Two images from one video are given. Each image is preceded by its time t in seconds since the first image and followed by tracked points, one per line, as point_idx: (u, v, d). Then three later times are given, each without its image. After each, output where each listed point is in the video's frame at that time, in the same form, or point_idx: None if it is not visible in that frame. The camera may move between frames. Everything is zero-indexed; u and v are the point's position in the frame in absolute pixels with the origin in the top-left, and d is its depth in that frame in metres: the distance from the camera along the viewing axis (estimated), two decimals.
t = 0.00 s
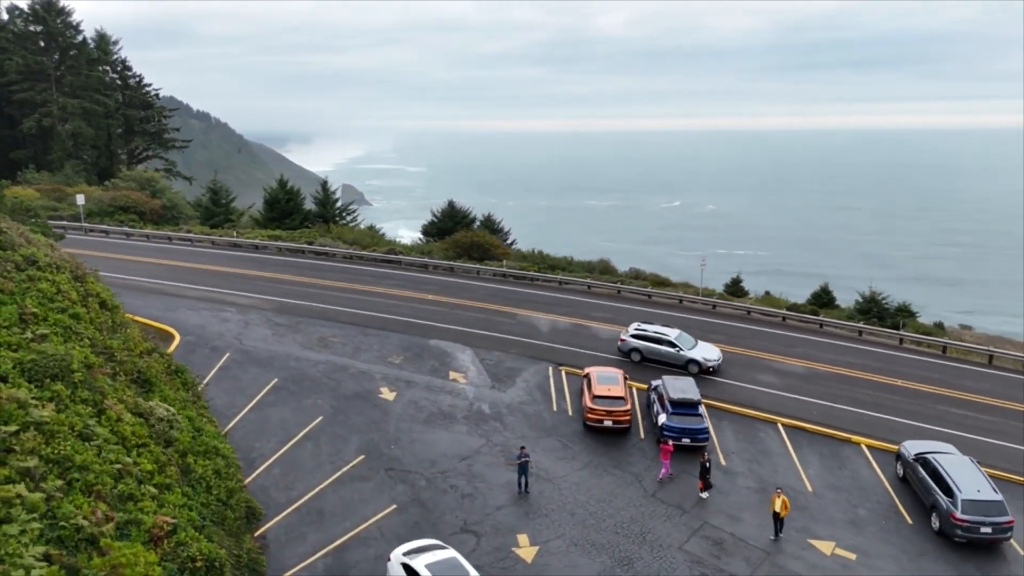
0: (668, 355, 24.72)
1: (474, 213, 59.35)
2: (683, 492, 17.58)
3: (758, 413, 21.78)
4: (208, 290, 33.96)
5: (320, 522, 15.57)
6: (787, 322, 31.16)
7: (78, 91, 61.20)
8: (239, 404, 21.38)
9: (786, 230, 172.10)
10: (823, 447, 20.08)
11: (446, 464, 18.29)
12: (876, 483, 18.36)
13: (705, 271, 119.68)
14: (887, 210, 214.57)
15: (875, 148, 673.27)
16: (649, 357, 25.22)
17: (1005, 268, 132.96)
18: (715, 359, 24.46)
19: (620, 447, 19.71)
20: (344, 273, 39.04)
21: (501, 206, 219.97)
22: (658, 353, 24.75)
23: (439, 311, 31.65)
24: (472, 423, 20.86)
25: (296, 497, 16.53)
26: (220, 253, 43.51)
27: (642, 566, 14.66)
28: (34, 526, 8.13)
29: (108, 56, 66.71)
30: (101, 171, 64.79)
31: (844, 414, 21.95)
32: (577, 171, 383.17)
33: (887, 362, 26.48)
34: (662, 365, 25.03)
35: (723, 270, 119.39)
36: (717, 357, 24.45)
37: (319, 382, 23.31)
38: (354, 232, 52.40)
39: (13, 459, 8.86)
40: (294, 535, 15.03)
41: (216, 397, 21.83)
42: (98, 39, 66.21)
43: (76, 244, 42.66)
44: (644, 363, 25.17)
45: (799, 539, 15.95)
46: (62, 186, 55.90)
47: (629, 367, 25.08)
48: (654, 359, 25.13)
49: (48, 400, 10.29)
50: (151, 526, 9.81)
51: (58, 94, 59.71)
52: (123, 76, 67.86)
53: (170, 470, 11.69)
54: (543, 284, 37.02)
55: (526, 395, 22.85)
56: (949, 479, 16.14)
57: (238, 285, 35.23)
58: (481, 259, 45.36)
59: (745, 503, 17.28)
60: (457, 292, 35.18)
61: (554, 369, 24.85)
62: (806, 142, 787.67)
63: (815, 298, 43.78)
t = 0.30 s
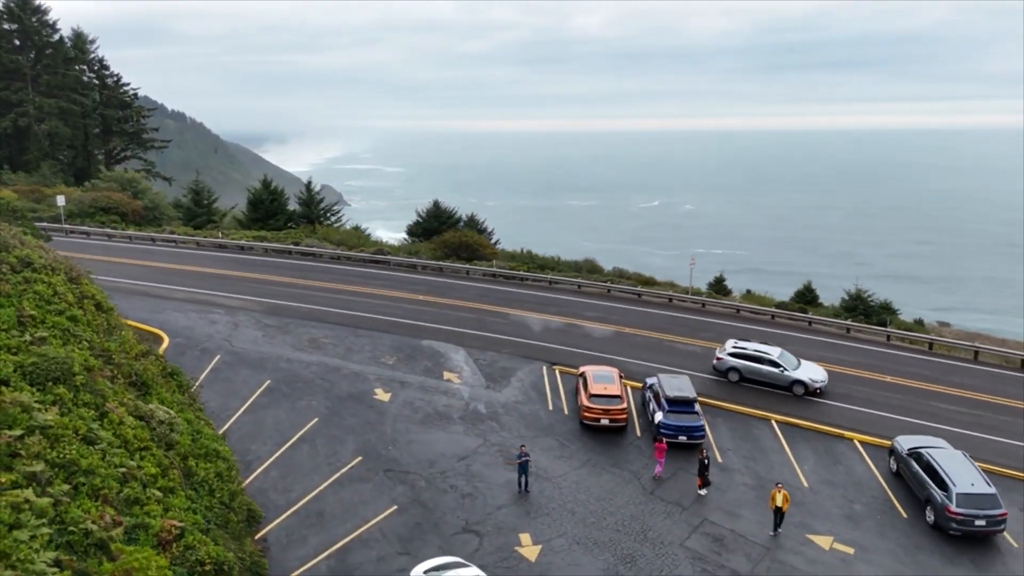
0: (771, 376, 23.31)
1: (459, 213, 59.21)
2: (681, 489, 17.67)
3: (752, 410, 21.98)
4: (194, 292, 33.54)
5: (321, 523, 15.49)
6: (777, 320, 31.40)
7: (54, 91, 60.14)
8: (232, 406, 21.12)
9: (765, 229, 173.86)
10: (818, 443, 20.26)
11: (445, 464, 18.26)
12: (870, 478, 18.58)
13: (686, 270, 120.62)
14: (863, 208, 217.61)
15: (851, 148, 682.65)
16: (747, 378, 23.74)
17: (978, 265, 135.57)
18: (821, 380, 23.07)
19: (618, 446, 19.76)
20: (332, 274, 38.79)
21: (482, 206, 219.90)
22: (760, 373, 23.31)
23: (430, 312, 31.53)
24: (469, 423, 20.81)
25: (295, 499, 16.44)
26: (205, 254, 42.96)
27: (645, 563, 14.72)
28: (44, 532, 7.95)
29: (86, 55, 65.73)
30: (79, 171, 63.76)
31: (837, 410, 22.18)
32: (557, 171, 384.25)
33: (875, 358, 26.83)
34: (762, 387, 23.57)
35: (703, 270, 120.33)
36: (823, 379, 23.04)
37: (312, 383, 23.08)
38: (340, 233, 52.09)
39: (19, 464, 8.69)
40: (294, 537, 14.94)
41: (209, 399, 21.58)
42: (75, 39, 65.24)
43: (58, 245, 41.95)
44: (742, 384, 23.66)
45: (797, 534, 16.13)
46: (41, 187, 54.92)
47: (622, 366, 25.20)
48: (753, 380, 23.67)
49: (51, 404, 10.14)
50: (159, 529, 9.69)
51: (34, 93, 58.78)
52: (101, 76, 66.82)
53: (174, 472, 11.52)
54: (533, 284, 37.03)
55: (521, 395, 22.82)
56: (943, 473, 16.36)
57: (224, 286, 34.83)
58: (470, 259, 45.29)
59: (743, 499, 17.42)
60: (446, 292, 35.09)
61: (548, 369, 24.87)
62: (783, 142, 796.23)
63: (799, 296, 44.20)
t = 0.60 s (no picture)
0: (884, 399, 22.00)
1: (444, 213, 59.01)
2: (677, 487, 17.77)
3: (744, 407, 22.17)
4: (180, 294, 33.11)
5: (319, 526, 15.41)
6: (764, 318, 31.69)
7: (30, 91, 59.23)
8: (224, 409, 20.87)
9: (744, 228, 175.47)
10: (810, 440, 20.46)
11: (441, 464, 18.21)
12: (862, 472, 18.78)
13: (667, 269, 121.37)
14: (839, 208, 220.40)
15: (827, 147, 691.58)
16: (857, 401, 22.45)
17: (952, 262, 137.96)
18: (940, 403, 21.70)
19: (613, 444, 19.80)
20: (319, 275, 38.46)
21: (463, 206, 219.70)
22: (873, 396, 22.01)
23: (420, 312, 31.39)
24: (464, 423, 20.75)
25: (292, 502, 16.33)
26: (189, 256, 42.40)
27: (644, 561, 14.80)
28: (50, 537, 7.79)
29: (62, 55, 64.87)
30: (56, 173, 62.73)
31: (829, 407, 22.42)
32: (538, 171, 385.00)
33: (863, 356, 27.15)
34: (874, 409, 22.29)
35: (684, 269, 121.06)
36: (943, 401, 21.69)
37: (304, 385, 22.87)
38: (325, 233, 51.73)
39: (21, 468, 8.54)
40: (293, 540, 14.85)
41: (200, 401, 21.30)
42: (51, 38, 64.39)
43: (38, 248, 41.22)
44: (852, 408, 22.34)
45: (794, 530, 16.28)
46: (17, 189, 53.96)
47: (614, 365, 25.29)
48: (863, 403, 22.39)
49: (50, 408, 9.97)
50: (162, 534, 9.55)
51: (9, 93, 57.87)
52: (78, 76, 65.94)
53: (174, 476, 11.36)
54: (522, 283, 37.02)
55: (515, 395, 22.78)
56: (935, 467, 16.58)
57: (210, 288, 34.42)
58: (458, 260, 45.22)
59: (739, 496, 17.55)
60: (435, 292, 34.94)
61: (540, 368, 24.87)
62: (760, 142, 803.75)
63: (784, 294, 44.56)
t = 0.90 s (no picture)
0: (1008, 422, 20.80)
1: (427, 213, 58.74)
2: (668, 484, 17.88)
3: (732, 404, 22.35)
4: (162, 296, 32.71)
5: (311, 528, 15.35)
6: (749, 316, 31.94)
7: (4, 90, 58.25)
8: (210, 412, 20.59)
9: (724, 228, 176.96)
10: (797, 436, 20.68)
11: (432, 465, 18.16)
12: (850, 469, 19.00)
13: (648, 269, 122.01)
14: (816, 207, 223.06)
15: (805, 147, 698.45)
16: (977, 424, 21.20)
17: (927, 260, 140.19)
18: None
19: (603, 443, 19.83)
20: (302, 275, 38.09)
21: (443, 207, 219.18)
22: (997, 419, 20.78)
23: (406, 313, 31.21)
24: (453, 423, 20.67)
25: (282, 504, 16.21)
26: (170, 257, 41.82)
27: (637, 559, 14.91)
28: (45, 543, 7.63)
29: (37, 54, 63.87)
30: (30, 174, 61.65)
31: (815, 404, 22.69)
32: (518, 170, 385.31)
33: (847, 353, 27.48)
34: (996, 433, 21.08)
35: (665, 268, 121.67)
36: None
37: (291, 386, 22.61)
38: (307, 234, 51.30)
39: (14, 474, 8.39)
40: (285, 543, 14.77)
41: (186, 404, 21.03)
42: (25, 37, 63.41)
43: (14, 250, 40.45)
44: (973, 431, 21.09)
45: (784, 525, 16.45)
46: None
47: (602, 364, 25.37)
48: (984, 426, 21.16)
49: (40, 411, 9.82)
50: (158, 537, 9.41)
51: None
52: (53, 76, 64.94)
53: (166, 480, 11.18)
54: (508, 283, 36.98)
55: (504, 395, 22.73)
56: (921, 462, 16.83)
57: (193, 290, 34.00)
58: (443, 260, 45.14)
59: (729, 492, 17.69)
60: (421, 293, 34.79)
61: (529, 368, 24.85)
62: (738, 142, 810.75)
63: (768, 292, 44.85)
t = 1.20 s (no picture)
0: None
1: (408, 214, 58.51)
2: (655, 482, 17.97)
3: (717, 402, 22.53)
4: (142, 298, 32.26)
5: (299, 531, 15.24)
6: (731, 314, 32.23)
7: None
8: (194, 415, 20.32)
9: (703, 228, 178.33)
10: (782, 433, 20.90)
11: (421, 466, 18.08)
12: (833, 465, 19.25)
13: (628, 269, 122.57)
14: (793, 207, 225.57)
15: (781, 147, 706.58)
16: None
17: (901, 258, 142.41)
18: None
19: (591, 442, 19.90)
20: (284, 276, 37.74)
21: (422, 207, 218.41)
22: None
23: (390, 314, 31.01)
24: (441, 423, 20.57)
25: (270, 507, 16.08)
26: (148, 259, 41.21)
27: (627, 557, 15.00)
28: (35, 549, 7.47)
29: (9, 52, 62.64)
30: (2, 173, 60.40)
31: (797, 400, 22.97)
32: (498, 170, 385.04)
33: (827, 350, 27.83)
34: None
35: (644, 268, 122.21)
36: None
37: (275, 388, 22.36)
38: (288, 234, 50.87)
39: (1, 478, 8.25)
40: (273, 546, 14.66)
41: (169, 407, 20.75)
42: None
43: None
44: None
45: (770, 522, 16.61)
46: None
47: (587, 364, 25.44)
48: None
49: (26, 416, 9.68)
50: (148, 542, 9.29)
51: None
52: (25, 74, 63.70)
53: (154, 483, 11.03)
54: (492, 283, 36.96)
55: (490, 395, 22.71)
56: (904, 458, 17.07)
57: (173, 292, 33.54)
58: (426, 260, 45.07)
59: (716, 490, 17.83)
60: (405, 293, 34.64)
61: (515, 368, 24.83)
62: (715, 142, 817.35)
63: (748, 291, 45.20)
